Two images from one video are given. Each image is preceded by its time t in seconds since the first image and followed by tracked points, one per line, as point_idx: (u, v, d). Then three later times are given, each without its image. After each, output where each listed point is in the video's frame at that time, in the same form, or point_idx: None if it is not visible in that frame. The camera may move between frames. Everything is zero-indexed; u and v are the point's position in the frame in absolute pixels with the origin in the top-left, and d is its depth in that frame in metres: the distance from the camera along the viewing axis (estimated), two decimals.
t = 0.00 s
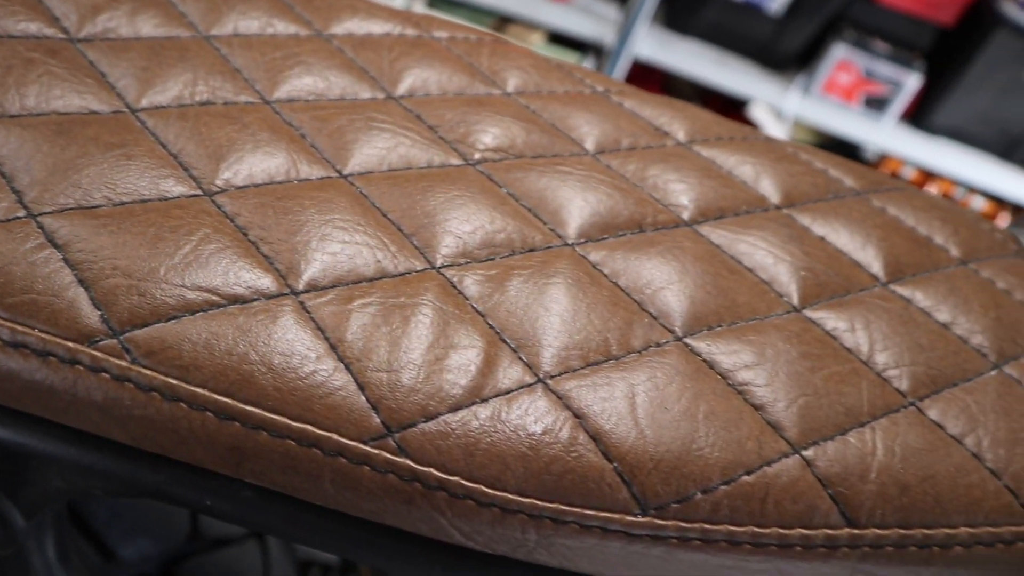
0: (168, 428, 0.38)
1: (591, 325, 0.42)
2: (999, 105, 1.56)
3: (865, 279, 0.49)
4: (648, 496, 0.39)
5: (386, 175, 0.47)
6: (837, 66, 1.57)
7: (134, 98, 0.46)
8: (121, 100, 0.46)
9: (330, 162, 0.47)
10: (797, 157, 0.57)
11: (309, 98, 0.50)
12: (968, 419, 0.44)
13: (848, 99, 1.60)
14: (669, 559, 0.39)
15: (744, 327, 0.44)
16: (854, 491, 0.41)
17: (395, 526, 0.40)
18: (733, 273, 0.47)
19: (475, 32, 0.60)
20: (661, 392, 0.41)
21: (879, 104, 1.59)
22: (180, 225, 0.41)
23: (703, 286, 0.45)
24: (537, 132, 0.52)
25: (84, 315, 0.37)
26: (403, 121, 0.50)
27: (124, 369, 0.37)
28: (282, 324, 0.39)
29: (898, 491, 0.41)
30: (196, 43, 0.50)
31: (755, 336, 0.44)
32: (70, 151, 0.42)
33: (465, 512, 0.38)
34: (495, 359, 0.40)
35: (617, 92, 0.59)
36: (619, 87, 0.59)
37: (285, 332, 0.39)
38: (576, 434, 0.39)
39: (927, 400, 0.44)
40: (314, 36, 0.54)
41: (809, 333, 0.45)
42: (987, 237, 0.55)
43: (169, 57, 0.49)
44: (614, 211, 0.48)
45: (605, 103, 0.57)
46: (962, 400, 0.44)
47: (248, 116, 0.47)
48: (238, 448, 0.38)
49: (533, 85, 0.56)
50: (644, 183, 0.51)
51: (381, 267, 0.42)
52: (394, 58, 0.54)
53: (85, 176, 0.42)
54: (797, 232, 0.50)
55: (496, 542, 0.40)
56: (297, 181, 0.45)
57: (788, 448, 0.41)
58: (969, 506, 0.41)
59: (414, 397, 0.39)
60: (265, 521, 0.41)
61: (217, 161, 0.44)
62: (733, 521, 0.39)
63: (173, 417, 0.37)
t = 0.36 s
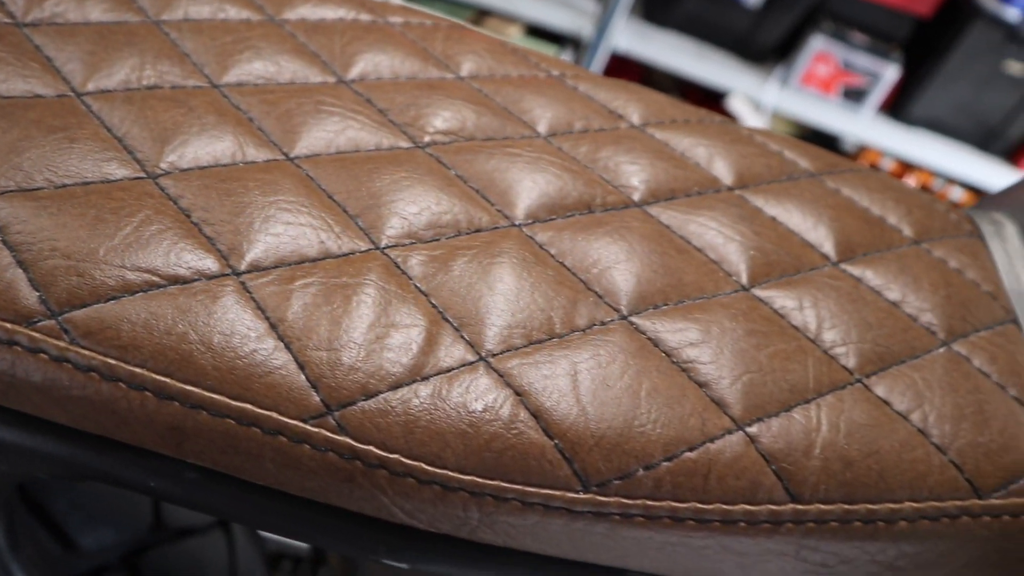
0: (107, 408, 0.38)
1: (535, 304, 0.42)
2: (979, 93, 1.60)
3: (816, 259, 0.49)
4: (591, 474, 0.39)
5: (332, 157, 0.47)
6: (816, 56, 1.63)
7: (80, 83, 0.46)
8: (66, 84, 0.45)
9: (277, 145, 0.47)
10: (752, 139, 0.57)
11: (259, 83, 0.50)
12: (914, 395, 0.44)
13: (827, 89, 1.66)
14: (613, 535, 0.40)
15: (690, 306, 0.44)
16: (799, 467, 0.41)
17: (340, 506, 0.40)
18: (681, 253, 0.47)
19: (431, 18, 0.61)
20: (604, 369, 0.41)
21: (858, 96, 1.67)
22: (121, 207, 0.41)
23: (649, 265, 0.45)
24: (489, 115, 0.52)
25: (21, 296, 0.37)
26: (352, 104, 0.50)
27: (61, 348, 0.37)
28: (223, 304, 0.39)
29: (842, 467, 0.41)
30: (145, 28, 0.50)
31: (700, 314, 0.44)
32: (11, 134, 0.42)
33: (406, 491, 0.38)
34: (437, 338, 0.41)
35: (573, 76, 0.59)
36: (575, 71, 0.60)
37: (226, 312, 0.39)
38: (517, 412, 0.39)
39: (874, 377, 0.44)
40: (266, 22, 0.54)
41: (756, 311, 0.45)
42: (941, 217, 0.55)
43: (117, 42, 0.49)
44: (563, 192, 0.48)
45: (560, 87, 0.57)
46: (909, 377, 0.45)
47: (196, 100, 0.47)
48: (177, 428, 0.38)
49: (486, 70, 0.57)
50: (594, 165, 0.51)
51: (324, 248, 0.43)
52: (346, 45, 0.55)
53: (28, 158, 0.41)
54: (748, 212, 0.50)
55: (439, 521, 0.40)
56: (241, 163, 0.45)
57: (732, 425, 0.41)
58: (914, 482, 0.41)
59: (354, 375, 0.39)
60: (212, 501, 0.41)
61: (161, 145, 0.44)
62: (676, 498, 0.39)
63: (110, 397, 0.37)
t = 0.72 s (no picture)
0: (41, 389, 0.37)
1: (476, 283, 0.42)
2: (955, 86, 1.64)
3: (764, 238, 0.49)
4: (530, 452, 0.39)
5: (275, 140, 0.47)
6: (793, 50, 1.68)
7: (20, 68, 0.45)
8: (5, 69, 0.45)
9: (220, 129, 0.46)
10: (703, 122, 0.57)
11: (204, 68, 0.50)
12: (859, 371, 0.44)
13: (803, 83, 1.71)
14: (554, 513, 0.40)
15: (634, 284, 0.44)
16: (740, 444, 0.40)
17: (281, 486, 0.40)
18: (626, 232, 0.47)
19: (383, 5, 0.61)
20: (544, 347, 0.41)
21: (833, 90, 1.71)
22: (58, 189, 0.40)
23: (594, 245, 0.45)
24: (438, 98, 0.52)
25: None
26: (298, 89, 0.50)
27: None
28: (159, 285, 0.39)
29: (784, 443, 0.41)
30: (90, 14, 0.50)
31: (644, 293, 0.44)
32: None
33: (345, 470, 0.38)
34: (375, 316, 0.40)
35: (526, 61, 0.59)
36: (528, 56, 0.60)
37: (162, 292, 0.39)
38: (455, 390, 0.39)
39: (819, 354, 0.44)
40: (214, 9, 0.54)
41: (700, 289, 0.45)
42: (892, 197, 0.56)
43: (60, 27, 0.48)
44: (509, 174, 0.48)
45: (511, 71, 0.57)
46: (854, 353, 0.45)
47: (139, 85, 0.47)
48: (113, 410, 0.38)
49: (437, 56, 0.57)
50: (543, 147, 0.51)
51: (265, 229, 0.42)
52: (295, 31, 0.55)
53: None
54: (696, 192, 0.50)
55: (379, 501, 0.40)
56: (182, 147, 0.45)
57: (674, 402, 0.41)
58: (857, 458, 0.41)
59: (291, 354, 0.38)
60: (149, 487, 0.40)
61: (101, 129, 0.44)
62: (616, 475, 0.39)
63: (44, 379, 0.37)
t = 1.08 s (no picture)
0: None
1: (414, 263, 0.42)
2: (928, 78, 1.70)
3: (709, 218, 0.49)
4: (466, 431, 0.38)
5: (215, 125, 0.46)
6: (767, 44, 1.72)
7: None
8: None
9: (159, 114, 0.46)
10: (653, 104, 0.57)
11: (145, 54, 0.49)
12: (801, 346, 0.44)
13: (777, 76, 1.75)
14: (493, 493, 0.40)
15: (575, 263, 0.44)
16: (679, 420, 0.40)
17: (219, 471, 0.39)
18: (569, 212, 0.47)
19: None
20: (481, 326, 0.40)
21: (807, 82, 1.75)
22: None
23: (535, 225, 0.45)
24: (384, 82, 0.52)
25: None
26: (240, 75, 0.50)
27: None
28: (92, 268, 0.38)
29: (723, 419, 0.41)
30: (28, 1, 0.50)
31: (584, 271, 0.44)
32: None
33: (281, 452, 0.38)
34: (310, 298, 0.40)
35: (475, 45, 0.59)
36: (478, 41, 0.60)
37: (94, 276, 0.38)
38: (390, 369, 0.39)
39: (761, 330, 0.44)
40: None
41: (642, 268, 0.45)
42: (841, 176, 0.56)
43: None
44: (452, 157, 0.48)
45: (459, 56, 0.57)
46: (797, 329, 0.44)
47: (77, 71, 0.46)
48: (43, 394, 0.37)
49: (384, 40, 0.57)
50: (488, 129, 0.51)
51: (201, 213, 0.42)
52: (240, 18, 0.54)
53: None
54: (641, 172, 0.50)
55: (318, 484, 0.39)
56: (117, 133, 0.44)
57: (612, 380, 0.40)
58: (798, 432, 0.41)
59: (224, 336, 0.38)
60: (84, 473, 0.39)
61: (36, 114, 0.43)
62: (554, 452, 0.39)
63: None
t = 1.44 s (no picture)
0: None
1: (350, 246, 0.42)
2: (900, 69, 1.71)
3: (652, 197, 0.49)
4: (399, 412, 0.38)
5: (151, 112, 0.46)
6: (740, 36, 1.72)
7: None
8: None
9: (94, 103, 0.46)
10: (599, 88, 0.57)
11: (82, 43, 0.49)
12: (741, 322, 0.44)
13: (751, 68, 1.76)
14: (430, 475, 0.39)
15: (513, 244, 0.44)
16: (616, 397, 0.40)
17: (159, 459, 0.39)
18: (508, 193, 0.46)
19: None
20: (415, 307, 0.40)
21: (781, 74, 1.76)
22: None
23: (474, 206, 0.45)
24: (326, 68, 0.52)
25: None
26: (179, 64, 0.49)
27: None
28: (20, 257, 0.38)
29: (661, 395, 0.40)
30: None
31: (522, 252, 0.44)
32: None
33: (215, 438, 0.38)
34: (242, 281, 0.40)
35: (421, 32, 0.59)
36: (424, 28, 0.59)
37: (22, 264, 0.37)
38: (322, 351, 0.38)
39: (702, 308, 0.44)
40: None
41: (581, 247, 0.44)
42: (788, 156, 0.56)
43: None
44: (392, 141, 0.48)
45: (405, 42, 0.57)
46: (737, 305, 0.44)
47: (10, 59, 0.46)
48: None
49: (328, 28, 0.56)
50: (430, 113, 0.51)
51: (134, 200, 0.42)
52: (180, 7, 0.54)
53: None
54: (584, 153, 0.50)
55: (254, 470, 0.39)
56: (50, 121, 0.44)
57: (548, 358, 0.40)
58: (737, 408, 0.41)
59: (153, 321, 0.38)
60: (20, 462, 0.38)
61: None
62: (489, 432, 0.39)
63: None
